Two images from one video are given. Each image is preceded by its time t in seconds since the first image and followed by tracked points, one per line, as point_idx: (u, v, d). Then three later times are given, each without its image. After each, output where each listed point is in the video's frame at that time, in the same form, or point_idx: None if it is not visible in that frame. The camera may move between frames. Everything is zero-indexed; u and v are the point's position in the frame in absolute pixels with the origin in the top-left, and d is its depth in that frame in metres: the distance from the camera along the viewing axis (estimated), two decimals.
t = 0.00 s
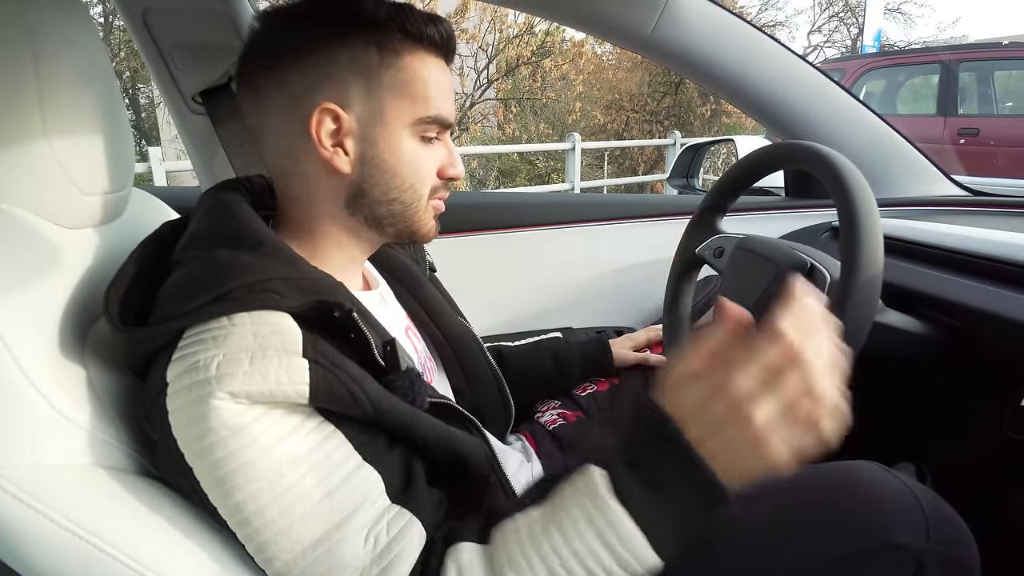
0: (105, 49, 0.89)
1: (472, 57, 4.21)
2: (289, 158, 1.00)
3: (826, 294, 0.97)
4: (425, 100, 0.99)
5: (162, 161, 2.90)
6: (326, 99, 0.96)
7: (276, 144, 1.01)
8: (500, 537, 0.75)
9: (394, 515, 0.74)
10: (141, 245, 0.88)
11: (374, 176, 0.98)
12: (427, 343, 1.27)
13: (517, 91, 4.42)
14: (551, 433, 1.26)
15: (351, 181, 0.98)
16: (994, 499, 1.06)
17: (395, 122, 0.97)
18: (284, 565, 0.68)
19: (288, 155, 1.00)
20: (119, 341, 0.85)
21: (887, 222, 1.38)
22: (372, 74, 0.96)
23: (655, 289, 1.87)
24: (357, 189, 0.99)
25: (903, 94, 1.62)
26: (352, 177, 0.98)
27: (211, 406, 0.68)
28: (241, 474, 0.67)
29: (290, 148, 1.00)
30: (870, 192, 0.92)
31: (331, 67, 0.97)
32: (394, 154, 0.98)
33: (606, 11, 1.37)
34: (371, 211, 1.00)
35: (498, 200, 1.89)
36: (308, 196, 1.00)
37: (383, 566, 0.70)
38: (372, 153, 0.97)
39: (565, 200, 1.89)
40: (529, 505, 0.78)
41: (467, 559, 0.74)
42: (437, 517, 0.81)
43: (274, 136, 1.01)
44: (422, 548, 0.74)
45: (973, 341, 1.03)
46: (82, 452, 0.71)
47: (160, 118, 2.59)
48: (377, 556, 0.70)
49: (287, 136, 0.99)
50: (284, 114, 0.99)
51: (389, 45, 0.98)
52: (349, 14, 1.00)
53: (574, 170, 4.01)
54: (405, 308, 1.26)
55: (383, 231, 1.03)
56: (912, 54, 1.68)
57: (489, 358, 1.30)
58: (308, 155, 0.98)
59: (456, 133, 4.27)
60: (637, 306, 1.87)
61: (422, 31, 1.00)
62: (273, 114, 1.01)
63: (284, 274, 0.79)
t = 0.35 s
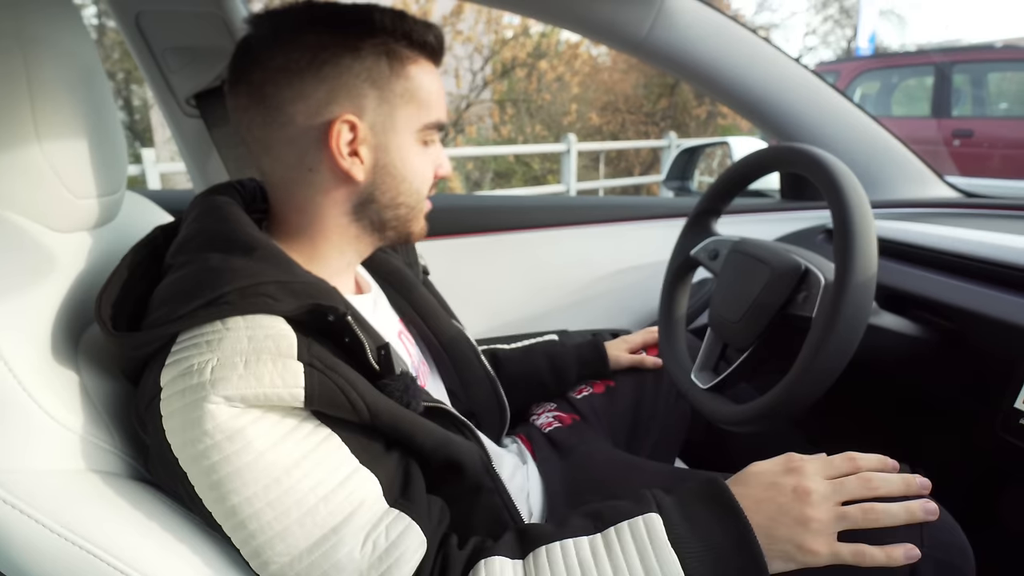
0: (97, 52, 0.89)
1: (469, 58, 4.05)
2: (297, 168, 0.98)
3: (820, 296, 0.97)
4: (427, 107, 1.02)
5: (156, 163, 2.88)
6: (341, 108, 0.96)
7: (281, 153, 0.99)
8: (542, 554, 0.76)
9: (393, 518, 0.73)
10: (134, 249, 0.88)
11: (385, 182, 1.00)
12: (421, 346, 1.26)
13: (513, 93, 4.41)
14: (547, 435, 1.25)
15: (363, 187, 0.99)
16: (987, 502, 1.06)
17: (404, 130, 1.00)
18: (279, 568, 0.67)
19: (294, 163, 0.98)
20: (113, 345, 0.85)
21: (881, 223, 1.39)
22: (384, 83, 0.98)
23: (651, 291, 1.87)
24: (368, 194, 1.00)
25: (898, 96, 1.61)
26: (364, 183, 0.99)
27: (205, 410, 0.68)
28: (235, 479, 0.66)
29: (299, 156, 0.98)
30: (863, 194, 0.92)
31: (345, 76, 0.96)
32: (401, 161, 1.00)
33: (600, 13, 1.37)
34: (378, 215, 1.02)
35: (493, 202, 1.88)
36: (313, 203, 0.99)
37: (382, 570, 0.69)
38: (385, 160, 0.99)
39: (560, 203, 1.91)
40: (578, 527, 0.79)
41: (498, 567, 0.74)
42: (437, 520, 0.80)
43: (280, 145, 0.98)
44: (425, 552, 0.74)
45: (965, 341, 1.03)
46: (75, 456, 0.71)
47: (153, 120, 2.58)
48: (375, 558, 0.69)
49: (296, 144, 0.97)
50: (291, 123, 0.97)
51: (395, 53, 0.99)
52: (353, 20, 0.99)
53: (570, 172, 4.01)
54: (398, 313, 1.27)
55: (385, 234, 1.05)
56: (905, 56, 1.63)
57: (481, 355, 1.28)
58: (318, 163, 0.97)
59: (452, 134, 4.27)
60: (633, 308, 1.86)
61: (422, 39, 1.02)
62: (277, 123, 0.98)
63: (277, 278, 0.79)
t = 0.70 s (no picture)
0: (94, 52, 0.89)
1: (465, 59, 4.27)
2: (297, 168, 0.98)
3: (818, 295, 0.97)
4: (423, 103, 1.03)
5: (154, 165, 2.89)
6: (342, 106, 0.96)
7: (279, 153, 0.98)
8: (540, 555, 0.76)
9: (392, 519, 0.73)
10: (133, 248, 0.88)
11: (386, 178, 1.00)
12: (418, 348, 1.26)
13: (510, 95, 4.43)
14: (544, 435, 1.25)
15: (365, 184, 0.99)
16: (982, 503, 1.07)
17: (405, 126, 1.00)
18: (278, 567, 0.67)
19: (292, 163, 0.98)
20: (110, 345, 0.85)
21: (877, 224, 1.39)
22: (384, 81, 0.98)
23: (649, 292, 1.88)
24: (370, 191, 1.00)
25: (894, 97, 1.59)
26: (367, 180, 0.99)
27: (204, 408, 0.68)
28: (234, 477, 0.66)
29: (298, 156, 0.97)
30: (861, 195, 0.93)
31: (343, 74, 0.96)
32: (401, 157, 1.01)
33: (598, 15, 1.38)
34: (380, 212, 1.02)
35: (491, 203, 1.88)
36: (314, 202, 0.99)
37: (382, 570, 0.69)
38: (384, 158, 0.99)
39: (560, 201, 1.89)
40: (576, 528, 0.79)
41: (497, 567, 0.74)
42: (437, 521, 0.80)
43: (277, 145, 0.98)
44: (424, 550, 0.74)
45: (961, 343, 1.03)
46: (71, 456, 0.71)
47: (150, 121, 2.58)
48: (373, 559, 0.69)
49: (296, 144, 0.97)
50: (291, 123, 0.97)
51: (391, 50, 1.00)
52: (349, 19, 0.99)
53: (567, 173, 4.02)
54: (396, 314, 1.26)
55: (384, 232, 1.05)
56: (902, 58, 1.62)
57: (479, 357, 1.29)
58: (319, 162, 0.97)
59: (449, 136, 4.29)
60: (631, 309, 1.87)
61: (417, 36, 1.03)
62: (277, 124, 0.97)
63: (277, 276, 0.79)
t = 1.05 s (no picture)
0: (83, 63, 0.89)
1: (458, 67, 4.21)
2: (264, 173, 1.00)
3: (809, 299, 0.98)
4: (374, 93, 1.04)
5: (146, 173, 2.88)
6: (291, 101, 0.97)
7: (257, 160, 1.00)
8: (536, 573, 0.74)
9: (388, 531, 0.73)
10: (126, 257, 0.87)
11: (355, 169, 0.99)
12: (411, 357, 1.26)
13: (503, 102, 4.44)
14: (538, 443, 1.26)
15: (333, 178, 0.99)
16: (975, 507, 1.07)
17: (357, 116, 1.01)
18: None
19: (260, 169, 1.00)
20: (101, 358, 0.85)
21: (866, 229, 1.41)
22: (328, 70, 0.99)
23: (642, 297, 1.88)
24: (339, 185, 0.99)
25: (883, 103, 1.62)
26: (333, 174, 0.99)
27: (197, 418, 0.67)
28: (227, 489, 0.66)
29: (271, 158, 0.99)
30: (848, 199, 0.94)
31: (292, 67, 0.98)
32: (364, 148, 1.01)
33: (589, 23, 1.39)
34: (353, 206, 1.01)
35: (484, 209, 1.89)
36: (291, 203, 0.99)
37: None
38: (339, 154, 0.99)
39: (552, 209, 1.89)
40: (569, 544, 0.77)
41: None
42: (432, 532, 0.80)
43: (255, 151, 1.01)
44: (419, 565, 0.73)
45: (950, 346, 1.04)
46: (62, 468, 0.70)
47: (142, 129, 2.58)
48: (367, 571, 0.69)
49: (268, 146, 0.99)
50: (260, 127, 0.99)
51: (331, 44, 1.00)
52: (298, 12, 1.00)
53: (560, 179, 4.04)
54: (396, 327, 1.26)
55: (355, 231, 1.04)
56: (887, 64, 1.66)
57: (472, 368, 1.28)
58: (286, 160, 0.98)
59: (443, 143, 4.30)
60: (625, 314, 1.88)
61: (362, 28, 1.05)
62: (251, 131, 1.00)
63: (270, 282, 0.80)
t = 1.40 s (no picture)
0: (80, 63, 0.89)
1: (456, 67, 4.28)
2: (254, 174, 1.00)
3: (807, 299, 0.98)
4: (365, 92, 1.03)
5: (145, 175, 2.88)
6: (279, 101, 0.97)
7: (248, 161, 1.01)
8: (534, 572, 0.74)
9: (386, 531, 0.73)
10: (121, 259, 0.87)
11: (344, 170, 0.98)
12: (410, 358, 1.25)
13: (502, 102, 4.44)
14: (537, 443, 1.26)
15: (323, 179, 0.98)
16: (975, 505, 1.07)
17: (345, 115, 1.00)
18: None
19: (251, 171, 1.00)
20: (99, 359, 0.84)
21: (865, 228, 1.41)
22: (317, 69, 0.99)
23: (642, 297, 1.88)
24: (329, 186, 0.99)
25: (881, 102, 1.63)
26: (322, 174, 0.98)
27: (193, 420, 0.67)
28: (224, 491, 0.65)
29: (261, 159, 0.99)
30: (846, 199, 0.94)
31: (282, 68, 0.98)
32: (354, 148, 1.01)
33: (587, 23, 1.39)
34: (343, 207, 1.00)
35: (483, 210, 1.88)
36: (282, 205, 0.99)
37: None
38: (328, 155, 0.99)
39: (551, 209, 1.89)
40: (569, 540, 0.77)
41: None
42: (431, 533, 0.79)
43: (247, 153, 1.01)
44: (419, 565, 0.73)
45: (949, 345, 1.04)
46: (59, 469, 0.70)
47: (141, 131, 2.58)
48: (366, 572, 0.69)
49: (257, 148, 0.99)
50: (250, 129, 0.99)
51: (320, 44, 1.00)
52: (285, 12, 1.00)
53: (559, 179, 4.03)
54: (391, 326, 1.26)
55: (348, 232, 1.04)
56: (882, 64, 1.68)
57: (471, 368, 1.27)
58: (276, 162, 0.98)
59: (442, 143, 4.30)
60: (624, 314, 1.88)
61: (351, 27, 1.04)
62: (242, 133, 1.01)
63: (267, 284, 0.80)
